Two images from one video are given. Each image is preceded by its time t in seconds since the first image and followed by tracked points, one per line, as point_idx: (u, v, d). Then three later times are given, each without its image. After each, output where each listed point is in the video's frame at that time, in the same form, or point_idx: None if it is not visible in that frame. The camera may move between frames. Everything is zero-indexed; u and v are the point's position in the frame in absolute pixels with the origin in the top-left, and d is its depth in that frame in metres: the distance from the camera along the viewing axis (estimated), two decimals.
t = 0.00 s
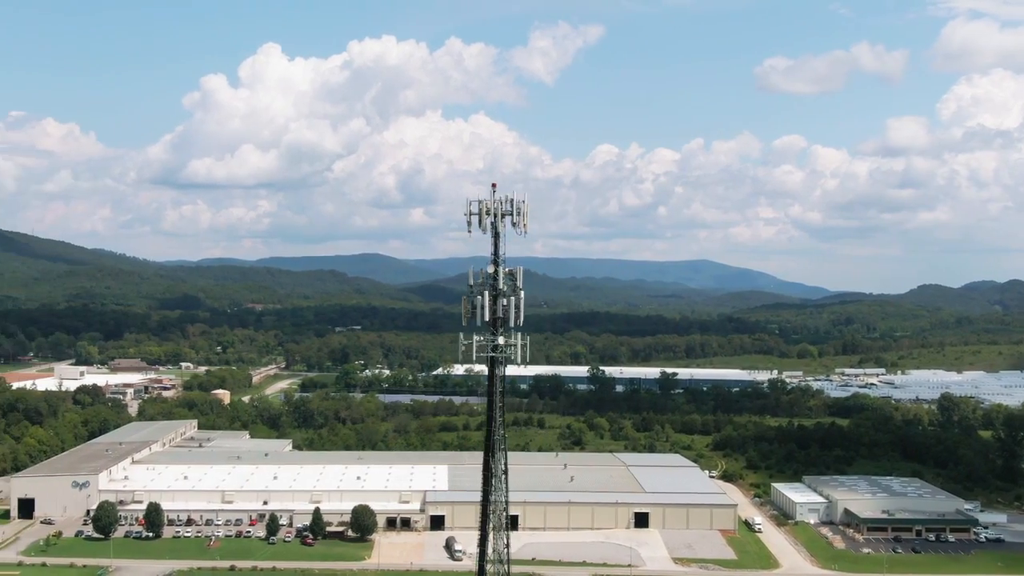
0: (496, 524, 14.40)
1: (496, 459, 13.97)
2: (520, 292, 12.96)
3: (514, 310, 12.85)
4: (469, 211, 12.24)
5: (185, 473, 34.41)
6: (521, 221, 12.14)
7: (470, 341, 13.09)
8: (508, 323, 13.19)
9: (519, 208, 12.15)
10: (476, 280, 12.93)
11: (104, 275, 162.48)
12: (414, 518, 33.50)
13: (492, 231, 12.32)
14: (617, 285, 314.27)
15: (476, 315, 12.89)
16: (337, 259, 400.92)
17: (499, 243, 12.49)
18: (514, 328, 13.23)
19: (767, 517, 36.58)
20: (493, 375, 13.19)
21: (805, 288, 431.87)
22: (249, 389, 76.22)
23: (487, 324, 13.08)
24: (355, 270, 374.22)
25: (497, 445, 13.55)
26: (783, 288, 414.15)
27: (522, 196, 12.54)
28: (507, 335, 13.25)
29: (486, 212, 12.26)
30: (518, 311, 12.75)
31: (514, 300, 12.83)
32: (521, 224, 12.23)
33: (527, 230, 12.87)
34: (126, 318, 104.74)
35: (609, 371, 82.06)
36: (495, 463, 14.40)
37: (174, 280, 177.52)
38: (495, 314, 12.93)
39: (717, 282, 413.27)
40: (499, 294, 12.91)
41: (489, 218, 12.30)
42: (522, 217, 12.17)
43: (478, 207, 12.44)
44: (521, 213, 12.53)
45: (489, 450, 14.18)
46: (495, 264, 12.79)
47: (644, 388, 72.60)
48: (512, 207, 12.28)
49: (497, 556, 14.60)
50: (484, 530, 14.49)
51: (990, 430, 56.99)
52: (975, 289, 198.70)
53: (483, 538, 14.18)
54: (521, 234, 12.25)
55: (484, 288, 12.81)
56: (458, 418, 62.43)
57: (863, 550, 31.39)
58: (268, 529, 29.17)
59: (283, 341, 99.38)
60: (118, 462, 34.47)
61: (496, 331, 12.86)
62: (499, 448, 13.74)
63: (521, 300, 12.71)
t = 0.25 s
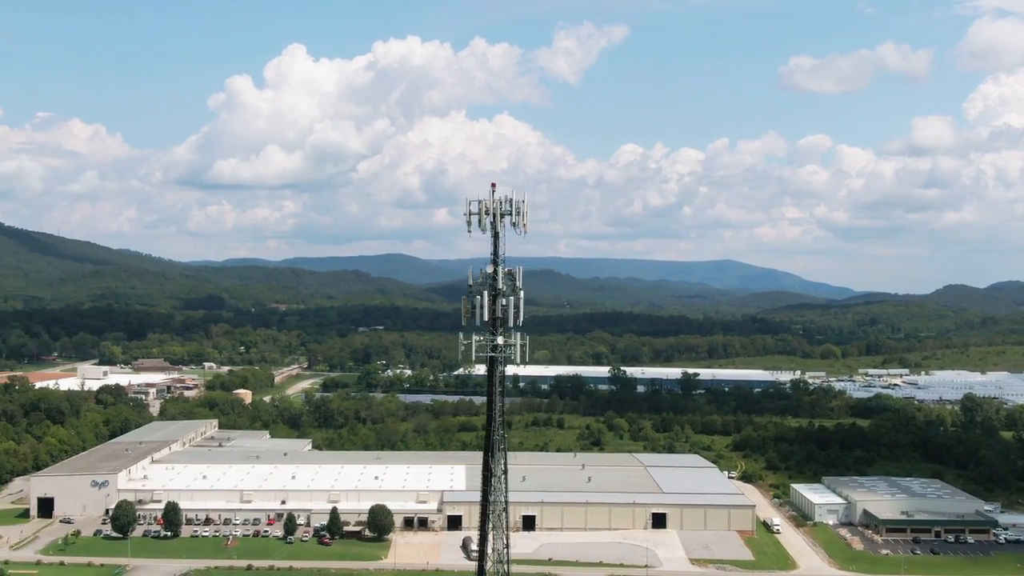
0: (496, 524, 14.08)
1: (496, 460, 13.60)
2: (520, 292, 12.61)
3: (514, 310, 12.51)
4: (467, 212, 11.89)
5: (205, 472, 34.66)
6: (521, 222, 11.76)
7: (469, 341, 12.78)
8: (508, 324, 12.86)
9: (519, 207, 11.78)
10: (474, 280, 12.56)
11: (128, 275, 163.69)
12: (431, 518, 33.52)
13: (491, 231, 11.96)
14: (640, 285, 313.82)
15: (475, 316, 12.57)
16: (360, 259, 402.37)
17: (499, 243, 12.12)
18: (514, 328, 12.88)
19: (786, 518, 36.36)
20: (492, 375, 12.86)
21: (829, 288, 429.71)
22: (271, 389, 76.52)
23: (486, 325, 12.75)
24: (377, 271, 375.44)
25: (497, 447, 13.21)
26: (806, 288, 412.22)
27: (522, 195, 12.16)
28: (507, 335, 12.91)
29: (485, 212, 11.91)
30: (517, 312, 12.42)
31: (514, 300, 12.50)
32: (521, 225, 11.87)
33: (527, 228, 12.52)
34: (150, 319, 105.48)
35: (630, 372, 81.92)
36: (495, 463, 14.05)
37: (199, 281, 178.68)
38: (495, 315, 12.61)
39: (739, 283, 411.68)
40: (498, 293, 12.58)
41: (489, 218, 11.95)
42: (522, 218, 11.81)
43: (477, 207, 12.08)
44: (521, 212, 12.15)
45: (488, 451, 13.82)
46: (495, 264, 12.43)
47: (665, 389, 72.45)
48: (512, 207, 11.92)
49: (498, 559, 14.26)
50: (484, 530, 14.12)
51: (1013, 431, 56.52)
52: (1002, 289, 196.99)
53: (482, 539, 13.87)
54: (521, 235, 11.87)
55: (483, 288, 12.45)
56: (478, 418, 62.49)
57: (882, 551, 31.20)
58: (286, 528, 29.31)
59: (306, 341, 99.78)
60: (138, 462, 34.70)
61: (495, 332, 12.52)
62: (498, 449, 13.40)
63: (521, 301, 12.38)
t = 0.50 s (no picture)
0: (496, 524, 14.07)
1: (496, 459, 13.65)
2: (520, 292, 12.53)
3: (514, 309, 12.43)
4: (467, 211, 11.82)
5: (225, 472, 34.87)
6: (524, 221, 11.73)
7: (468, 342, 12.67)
8: (509, 324, 12.77)
9: (520, 207, 11.78)
10: (473, 280, 12.47)
11: (153, 275, 164.74)
12: (448, 518, 33.54)
13: (491, 230, 11.92)
14: (663, 285, 313.08)
15: (474, 317, 12.49)
16: (382, 260, 403.39)
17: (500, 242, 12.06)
18: (514, 328, 12.82)
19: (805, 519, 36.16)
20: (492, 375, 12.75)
21: (853, 287, 427.20)
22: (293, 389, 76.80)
23: (486, 325, 12.66)
24: (400, 270, 376.40)
25: (497, 447, 13.20)
26: (831, 288, 410.21)
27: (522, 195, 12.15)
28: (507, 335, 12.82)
29: (485, 212, 11.88)
30: (518, 312, 12.36)
31: (513, 300, 12.43)
32: (521, 225, 11.84)
33: (526, 228, 12.49)
34: (173, 319, 106.16)
35: (652, 372, 81.77)
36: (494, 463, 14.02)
37: (224, 281, 179.73)
38: (494, 315, 12.52)
39: (762, 283, 410.00)
40: (498, 294, 12.49)
41: (489, 218, 11.91)
42: (524, 217, 11.77)
43: (477, 206, 12.03)
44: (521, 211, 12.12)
45: (488, 450, 13.84)
46: (494, 263, 12.33)
47: (687, 389, 72.32)
48: (511, 206, 11.90)
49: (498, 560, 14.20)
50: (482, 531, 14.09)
51: None
52: None
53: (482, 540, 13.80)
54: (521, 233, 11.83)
55: (483, 288, 12.38)
56: (498, 418, 62.52)
57: (901, 552, 31.01)
58: (304, 527, 29.46)
59: (328, 341, 100.13)
60: (157, 462, 34.93)
61: (495, 332, 12.44)
62: (498, 448, 13.41)
63: (521, 300, 12.31)
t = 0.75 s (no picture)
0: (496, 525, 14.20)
1: (495, 460, 13.81)
2: (519, 292, 12.52)
3: (514, 310, 12.42)
4: (467, 212, 11.81)
5: (244, 471, 35.10)
6: (525, 221, 11.74)
7: (466, 342, 12.64)
8: (507, 324, 12.75)
9: (520, 207, 11.77)
10: (472, 280, 12.44)
11: (177, 276, 165.74)
12: (466, 518, 33.62)
13: (492, 230, 11.92)
14: (686, 286, 312.12)
15: (474, 316, 12.48)
16: (405, 260, 404.29)
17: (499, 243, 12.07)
18: (512, 328, 12.81)
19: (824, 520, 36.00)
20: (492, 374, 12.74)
21: (876, 288, 424.65)
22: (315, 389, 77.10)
23: (485, 325, 12.65)
24: (422, 270, 377.13)
25: (497, 447, 13.34)
26: (855, 288, 407.77)
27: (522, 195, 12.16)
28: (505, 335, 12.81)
29: (484, 212, 11.86)
30: (518, 312, 12.33)
31: (513, 300, 12.39)
32: (521, 225, 11.84)
33: (526, 228, 12.49)
34: (196, 318, 106.79)
35: (674, 373, 81.57)
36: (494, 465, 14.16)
37: (248, 281, 180.66)
38: (494, 315, 12.50)
39: (785, 283, 408.02)
40: (497, 293, 12.47)
41: (489, 218, 11.89)
42: (525, 217, 11.78)
43: (476, 206, 11.99)
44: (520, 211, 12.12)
45: (488, 451, 13.99)
46: (494, 263, 12.30)
47: (709, 390, 72.12)
48: (510, 206, 11.90)
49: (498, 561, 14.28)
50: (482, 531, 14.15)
51: None
52: None
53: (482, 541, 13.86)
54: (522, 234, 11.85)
55: (482, 288, 12.38)
56: (518, 418, 62.53)
57: (920, 554, 30.84)
58: (321, 527, 29.61)
59: (351, 341, 100.48)
60: (176, 461, 35.17)
61: (494, 332, 12.43)
62: (497, 449, 13.54)
63: (520, 301, 12.26)
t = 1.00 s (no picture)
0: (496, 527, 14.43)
1: (495, 459, 14.20)
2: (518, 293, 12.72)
3: (512, 310, 12.59)
4: (468, 211, 12.11)
5: (263, 471, 35.23)
6: (525, 218, 12.11)
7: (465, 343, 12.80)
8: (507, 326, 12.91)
9: (520, 206, 12.12)
10: (471, 281, 12.64)
11: (202, 276, 166.64)
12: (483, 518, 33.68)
13: (491, 230, 12.18)
14: (709, 286, 311.07)
15: (473, 317, 12.64)
16: (427, 261, 404.90)
17: (498, 243, 12.32)
18: (512, 329, 12.97)
19: (843, 521, 35.83)
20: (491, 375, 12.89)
21: (901, 287, 421.88)
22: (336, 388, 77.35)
23: (484, 326, 12.80)
24: (444, 271, 377.59)
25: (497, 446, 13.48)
26: (880, 288, 405.24)
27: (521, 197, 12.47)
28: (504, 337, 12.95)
29: (484, 212, 12.14)
30: (517, 312, 12.50)
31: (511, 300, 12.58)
32: (520, 223, 12.15)
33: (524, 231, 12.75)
34: (220, 319, 107.36)
35: (695, 373, 81.35)
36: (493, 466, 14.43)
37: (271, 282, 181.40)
38: (494, 315, 12.65)
39: (808, 284, 405.95)
40: (496, 294, 12.65)
41: (488, 217, 12.14)
42: (525, 214, 12.13)
43: (475, 208, 12.28)
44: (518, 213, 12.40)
45: (488, 451, 14.31)
46: (493, 263, 12.50)
47: (731, 390, 71.89)
48: (510, 206, 12.21)
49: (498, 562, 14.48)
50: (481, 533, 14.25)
51: None
52: None
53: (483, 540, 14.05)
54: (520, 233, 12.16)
55: (482, 288, 12.56)
56: (537, 419, 62.53)
57: (939, 555, 30.66)
58: (339, 527, 29.73)
59: (373, 341, 100.78)
60: (195, 461, 35.38)
61: (494, 332, 12.58)
62: (498, 449, 13.83)
63: (519, 300, 12.46)
